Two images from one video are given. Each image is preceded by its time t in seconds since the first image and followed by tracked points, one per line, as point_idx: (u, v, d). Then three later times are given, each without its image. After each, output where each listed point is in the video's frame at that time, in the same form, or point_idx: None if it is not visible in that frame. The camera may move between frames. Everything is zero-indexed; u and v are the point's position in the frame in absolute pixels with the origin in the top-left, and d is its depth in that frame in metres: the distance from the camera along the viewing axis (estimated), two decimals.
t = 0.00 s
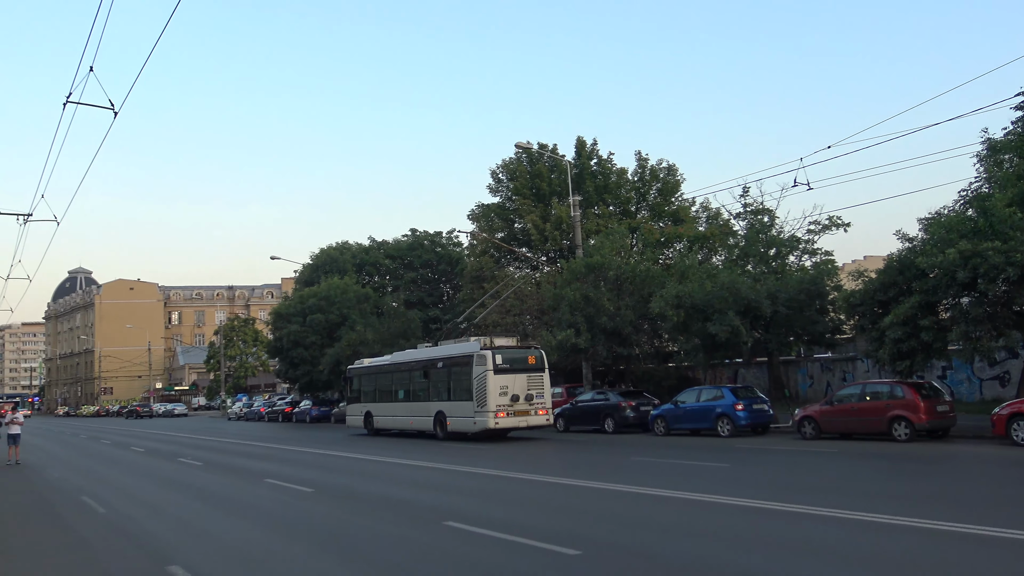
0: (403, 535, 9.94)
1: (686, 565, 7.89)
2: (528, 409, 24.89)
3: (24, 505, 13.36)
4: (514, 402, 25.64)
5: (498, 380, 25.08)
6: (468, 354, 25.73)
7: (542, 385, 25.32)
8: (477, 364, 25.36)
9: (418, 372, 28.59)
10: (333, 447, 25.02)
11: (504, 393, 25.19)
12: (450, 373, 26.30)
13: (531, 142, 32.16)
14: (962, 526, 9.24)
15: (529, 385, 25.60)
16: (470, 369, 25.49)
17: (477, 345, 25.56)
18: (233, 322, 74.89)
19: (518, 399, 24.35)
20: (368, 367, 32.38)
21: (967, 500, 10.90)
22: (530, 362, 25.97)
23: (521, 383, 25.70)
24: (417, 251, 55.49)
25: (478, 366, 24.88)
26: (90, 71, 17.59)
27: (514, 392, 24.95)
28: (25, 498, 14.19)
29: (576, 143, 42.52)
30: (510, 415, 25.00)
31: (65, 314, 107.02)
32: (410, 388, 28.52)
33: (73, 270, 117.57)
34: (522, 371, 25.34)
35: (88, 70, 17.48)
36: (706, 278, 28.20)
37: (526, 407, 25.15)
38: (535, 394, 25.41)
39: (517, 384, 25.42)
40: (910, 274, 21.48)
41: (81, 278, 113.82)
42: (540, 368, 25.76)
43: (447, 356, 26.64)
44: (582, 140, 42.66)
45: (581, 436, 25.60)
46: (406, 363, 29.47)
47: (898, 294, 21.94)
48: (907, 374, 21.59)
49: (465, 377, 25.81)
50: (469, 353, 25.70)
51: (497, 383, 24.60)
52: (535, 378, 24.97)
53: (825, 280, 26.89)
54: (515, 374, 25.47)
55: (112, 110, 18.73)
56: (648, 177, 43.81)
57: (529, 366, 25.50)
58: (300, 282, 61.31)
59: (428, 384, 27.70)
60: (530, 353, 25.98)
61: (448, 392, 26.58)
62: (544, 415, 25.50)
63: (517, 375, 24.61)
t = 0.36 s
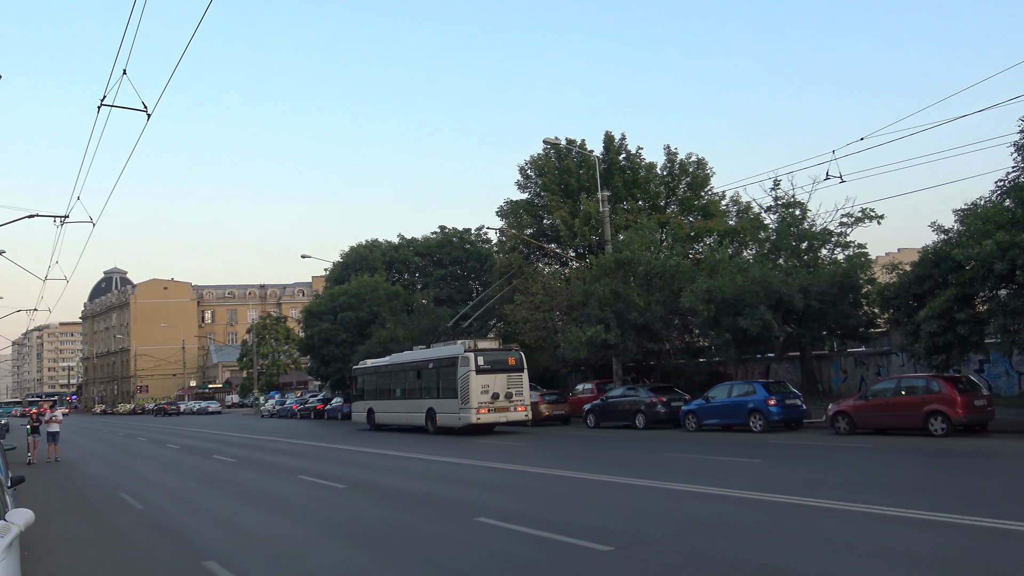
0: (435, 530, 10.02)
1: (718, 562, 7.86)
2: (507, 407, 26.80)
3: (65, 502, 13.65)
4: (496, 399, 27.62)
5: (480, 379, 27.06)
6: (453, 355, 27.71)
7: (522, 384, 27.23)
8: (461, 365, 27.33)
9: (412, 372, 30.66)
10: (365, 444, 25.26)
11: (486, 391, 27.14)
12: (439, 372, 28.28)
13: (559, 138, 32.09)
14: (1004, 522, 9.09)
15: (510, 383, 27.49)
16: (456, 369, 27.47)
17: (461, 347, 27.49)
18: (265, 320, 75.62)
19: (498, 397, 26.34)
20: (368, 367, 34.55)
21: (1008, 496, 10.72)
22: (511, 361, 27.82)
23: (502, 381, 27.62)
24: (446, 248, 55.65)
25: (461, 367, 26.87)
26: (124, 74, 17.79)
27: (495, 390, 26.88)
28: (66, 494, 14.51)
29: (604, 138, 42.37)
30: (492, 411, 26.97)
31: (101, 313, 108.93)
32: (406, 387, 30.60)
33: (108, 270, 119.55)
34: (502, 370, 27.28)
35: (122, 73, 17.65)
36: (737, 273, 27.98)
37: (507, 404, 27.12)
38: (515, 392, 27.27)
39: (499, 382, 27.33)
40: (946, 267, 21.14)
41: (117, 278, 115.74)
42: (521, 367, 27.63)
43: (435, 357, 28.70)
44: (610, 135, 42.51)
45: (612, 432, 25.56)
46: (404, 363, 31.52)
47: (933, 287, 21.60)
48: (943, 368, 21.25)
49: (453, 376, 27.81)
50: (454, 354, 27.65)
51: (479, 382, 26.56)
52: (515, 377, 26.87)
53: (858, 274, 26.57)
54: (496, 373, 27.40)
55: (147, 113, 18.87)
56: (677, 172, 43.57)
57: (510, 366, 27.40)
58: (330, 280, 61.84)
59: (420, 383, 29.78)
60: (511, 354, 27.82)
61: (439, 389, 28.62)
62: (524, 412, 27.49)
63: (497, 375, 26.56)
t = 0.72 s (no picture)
0: (448, 526, 10.05)
1: (731, 559, 7.85)
2: (479, 404, 28.64)
3: (81, 496, 13.77)
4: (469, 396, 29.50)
5: (453, 377, 28.96)
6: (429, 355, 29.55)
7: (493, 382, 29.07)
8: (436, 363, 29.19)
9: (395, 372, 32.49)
10: (379, 440, 25.35)
11: (460, 388, 29.02)
12: (418, 371, 30.03)
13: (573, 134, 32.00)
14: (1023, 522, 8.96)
15: (482, 381, 29.33)
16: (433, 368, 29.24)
17: (436, 347, 29.30)
18: (279, 316, 75.88)
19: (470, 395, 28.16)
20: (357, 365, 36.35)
21: None
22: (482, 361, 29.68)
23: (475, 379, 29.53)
24: (459, 244, 55.44)
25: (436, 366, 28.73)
26: (140, 71, 17.74)
27: (467, 388, 28.72)
28: (82, 488, 14.63)
29: (618, 135, 42.23)
30: (464, 408, 28.87)
31: (117, 309, 109.71)
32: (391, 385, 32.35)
33: (124, 266, 120.39)
34: (475, 369, 29.14)
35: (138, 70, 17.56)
36: (751, 269, 27.84)
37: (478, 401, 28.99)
38: (487, 389, 29.12)
39: (471, 380, 29.16)
40: (963, 264, 20.93)
41: (132, 274, 116.45)
42: (492, 367, 29.45)
43: (413, 357, 30.55)
44: (624, 131, 42.36)
45: (625, 429, 25.51)
46: (388, 362, 33.30)
47: (950, 284, 21.40)
48: (960, 366, 21.05)
49: (431, 375, 29.54)
50: (431, 354, 29.44)
51: (452, 381, 28.39)
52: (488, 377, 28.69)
53: (874, 270, 26.35)
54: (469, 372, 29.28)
55: (161, 109, 18.79)
56: (691, 168, 43.38)
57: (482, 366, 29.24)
58: (344, 277, 62.03)
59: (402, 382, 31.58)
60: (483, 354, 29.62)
61: (418, 387, 30.40)
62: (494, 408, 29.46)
63: (469, 374, 28.41)
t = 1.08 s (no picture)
0: (451, 522, 10.08)
1: (735, 555, 7.84)
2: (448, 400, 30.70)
3: (85, 494, 13.82)
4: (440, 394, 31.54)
5: (424, 376, 31.00)
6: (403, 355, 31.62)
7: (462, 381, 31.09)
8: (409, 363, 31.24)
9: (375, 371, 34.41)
10: (384, 438, 25.41)
11: (431, 387, 31.00)
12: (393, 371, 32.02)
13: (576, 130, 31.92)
14: None
15: (452, 381, 31.39)
16: (407, 368, 31.17)
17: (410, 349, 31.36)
18: (283, 315, 75.87)
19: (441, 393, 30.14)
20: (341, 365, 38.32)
21: None
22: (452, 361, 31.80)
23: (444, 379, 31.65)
24: (463, 242, 55.54)
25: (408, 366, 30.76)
26: (144, 70, 17.11)
27: (437, 386, 30.73)
28: (87, 486, 14.69)
29: (621, 131, 42.20)
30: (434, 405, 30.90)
31: (122, 308, 109.95)
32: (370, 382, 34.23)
33: (128, 265, 120.65)
34: (445, 369, 31.19)
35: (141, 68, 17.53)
36: (755, 266, 27.80)
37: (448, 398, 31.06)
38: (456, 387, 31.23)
39: (441, 379, 31.14)
40: (967, 259, 20.88)
41: (137, 273, 116.75)
42: (461, 368, 31.47)
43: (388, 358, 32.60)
44: (627, 127, 42.31)
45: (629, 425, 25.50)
46: (368, 362, 35.24)
47: (954, 279, 21.36)
48: (964, 361, 21.02)
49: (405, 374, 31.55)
50: (405, 354, 31.43)
51: (424, 379, 30.40)
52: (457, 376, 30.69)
53: (877, 266, 26.32)
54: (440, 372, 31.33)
55: (166, 110, 18.10)
56: (694, 164, 43.34)
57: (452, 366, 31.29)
58: (347, 275, 62.27)
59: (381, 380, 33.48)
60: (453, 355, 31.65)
61: (395, 385, 32.29)
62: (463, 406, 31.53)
63: (438, 374, 30.47)
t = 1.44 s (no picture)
0: (450, 522, 10.09)
1: (736, 554, 7.82)
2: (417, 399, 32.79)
3: (84, 494, 13.81)
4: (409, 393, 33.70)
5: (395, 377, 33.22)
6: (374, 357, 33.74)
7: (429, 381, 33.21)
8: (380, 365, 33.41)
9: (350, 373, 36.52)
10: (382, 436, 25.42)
11: (401, 387, 33.05)
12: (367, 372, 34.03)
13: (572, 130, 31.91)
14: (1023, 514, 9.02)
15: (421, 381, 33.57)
16: (379, 369, 33.16)
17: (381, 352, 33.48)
18: (280, 314, 75.76)
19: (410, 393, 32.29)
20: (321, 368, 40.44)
21: None
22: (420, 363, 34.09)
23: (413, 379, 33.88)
24: (460, 241, 55.48)
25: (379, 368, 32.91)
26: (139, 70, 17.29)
27: (407, 387, 32.85)
28: (85, 486, 14.68)
29: (618, 130, 42.24)
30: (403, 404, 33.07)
31: (118, 308, 109.75)
32: (347, 382, 36.27)
33: (124, 265, 120.38)
34: (413, 370, 33.37)
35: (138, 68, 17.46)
36: (752, 264, 27.82)
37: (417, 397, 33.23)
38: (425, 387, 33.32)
39: (411, 380, 33.17)
40: (963, 258, 20.91)
41: (133, 272, 116.50)
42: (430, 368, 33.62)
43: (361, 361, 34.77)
44: (624, 126, 42.34)
45: (626, 424, 25.51)
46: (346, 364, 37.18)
47: (951, 278, 21.40)
48: (961, 360, 21.05)
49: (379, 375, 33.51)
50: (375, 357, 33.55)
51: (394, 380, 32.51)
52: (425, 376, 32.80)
53: (874, 265, 26.39)
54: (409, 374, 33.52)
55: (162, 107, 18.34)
56: (691, 163, 43.39)
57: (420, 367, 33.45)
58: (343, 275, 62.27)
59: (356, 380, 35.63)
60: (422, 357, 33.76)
61: (369, 386, 34.40)
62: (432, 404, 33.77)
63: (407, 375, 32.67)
